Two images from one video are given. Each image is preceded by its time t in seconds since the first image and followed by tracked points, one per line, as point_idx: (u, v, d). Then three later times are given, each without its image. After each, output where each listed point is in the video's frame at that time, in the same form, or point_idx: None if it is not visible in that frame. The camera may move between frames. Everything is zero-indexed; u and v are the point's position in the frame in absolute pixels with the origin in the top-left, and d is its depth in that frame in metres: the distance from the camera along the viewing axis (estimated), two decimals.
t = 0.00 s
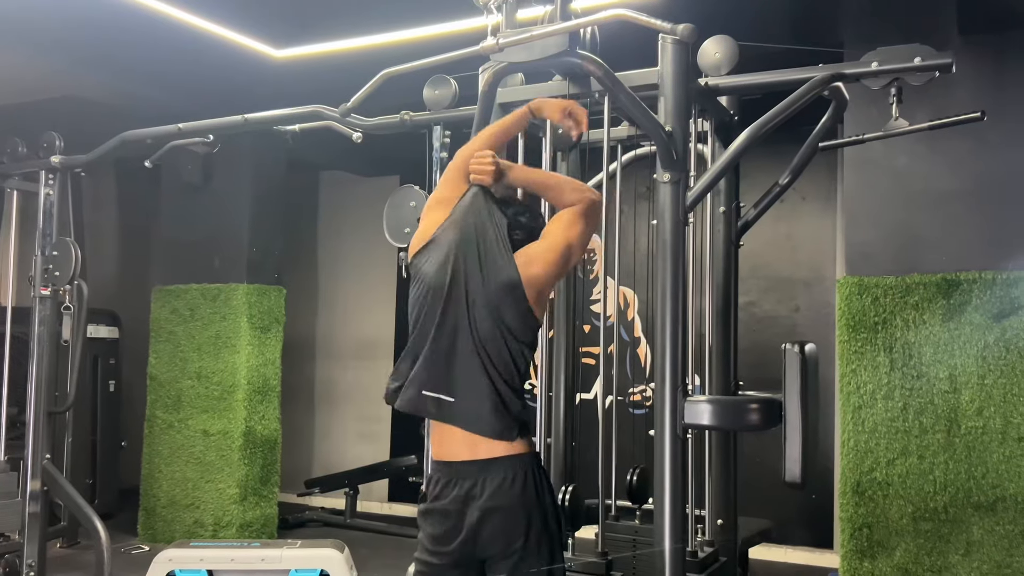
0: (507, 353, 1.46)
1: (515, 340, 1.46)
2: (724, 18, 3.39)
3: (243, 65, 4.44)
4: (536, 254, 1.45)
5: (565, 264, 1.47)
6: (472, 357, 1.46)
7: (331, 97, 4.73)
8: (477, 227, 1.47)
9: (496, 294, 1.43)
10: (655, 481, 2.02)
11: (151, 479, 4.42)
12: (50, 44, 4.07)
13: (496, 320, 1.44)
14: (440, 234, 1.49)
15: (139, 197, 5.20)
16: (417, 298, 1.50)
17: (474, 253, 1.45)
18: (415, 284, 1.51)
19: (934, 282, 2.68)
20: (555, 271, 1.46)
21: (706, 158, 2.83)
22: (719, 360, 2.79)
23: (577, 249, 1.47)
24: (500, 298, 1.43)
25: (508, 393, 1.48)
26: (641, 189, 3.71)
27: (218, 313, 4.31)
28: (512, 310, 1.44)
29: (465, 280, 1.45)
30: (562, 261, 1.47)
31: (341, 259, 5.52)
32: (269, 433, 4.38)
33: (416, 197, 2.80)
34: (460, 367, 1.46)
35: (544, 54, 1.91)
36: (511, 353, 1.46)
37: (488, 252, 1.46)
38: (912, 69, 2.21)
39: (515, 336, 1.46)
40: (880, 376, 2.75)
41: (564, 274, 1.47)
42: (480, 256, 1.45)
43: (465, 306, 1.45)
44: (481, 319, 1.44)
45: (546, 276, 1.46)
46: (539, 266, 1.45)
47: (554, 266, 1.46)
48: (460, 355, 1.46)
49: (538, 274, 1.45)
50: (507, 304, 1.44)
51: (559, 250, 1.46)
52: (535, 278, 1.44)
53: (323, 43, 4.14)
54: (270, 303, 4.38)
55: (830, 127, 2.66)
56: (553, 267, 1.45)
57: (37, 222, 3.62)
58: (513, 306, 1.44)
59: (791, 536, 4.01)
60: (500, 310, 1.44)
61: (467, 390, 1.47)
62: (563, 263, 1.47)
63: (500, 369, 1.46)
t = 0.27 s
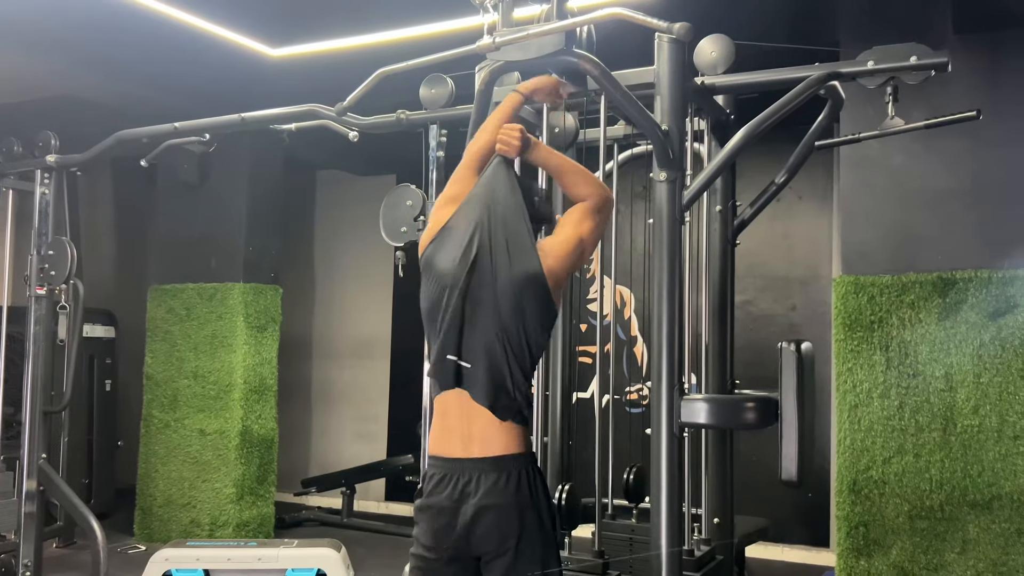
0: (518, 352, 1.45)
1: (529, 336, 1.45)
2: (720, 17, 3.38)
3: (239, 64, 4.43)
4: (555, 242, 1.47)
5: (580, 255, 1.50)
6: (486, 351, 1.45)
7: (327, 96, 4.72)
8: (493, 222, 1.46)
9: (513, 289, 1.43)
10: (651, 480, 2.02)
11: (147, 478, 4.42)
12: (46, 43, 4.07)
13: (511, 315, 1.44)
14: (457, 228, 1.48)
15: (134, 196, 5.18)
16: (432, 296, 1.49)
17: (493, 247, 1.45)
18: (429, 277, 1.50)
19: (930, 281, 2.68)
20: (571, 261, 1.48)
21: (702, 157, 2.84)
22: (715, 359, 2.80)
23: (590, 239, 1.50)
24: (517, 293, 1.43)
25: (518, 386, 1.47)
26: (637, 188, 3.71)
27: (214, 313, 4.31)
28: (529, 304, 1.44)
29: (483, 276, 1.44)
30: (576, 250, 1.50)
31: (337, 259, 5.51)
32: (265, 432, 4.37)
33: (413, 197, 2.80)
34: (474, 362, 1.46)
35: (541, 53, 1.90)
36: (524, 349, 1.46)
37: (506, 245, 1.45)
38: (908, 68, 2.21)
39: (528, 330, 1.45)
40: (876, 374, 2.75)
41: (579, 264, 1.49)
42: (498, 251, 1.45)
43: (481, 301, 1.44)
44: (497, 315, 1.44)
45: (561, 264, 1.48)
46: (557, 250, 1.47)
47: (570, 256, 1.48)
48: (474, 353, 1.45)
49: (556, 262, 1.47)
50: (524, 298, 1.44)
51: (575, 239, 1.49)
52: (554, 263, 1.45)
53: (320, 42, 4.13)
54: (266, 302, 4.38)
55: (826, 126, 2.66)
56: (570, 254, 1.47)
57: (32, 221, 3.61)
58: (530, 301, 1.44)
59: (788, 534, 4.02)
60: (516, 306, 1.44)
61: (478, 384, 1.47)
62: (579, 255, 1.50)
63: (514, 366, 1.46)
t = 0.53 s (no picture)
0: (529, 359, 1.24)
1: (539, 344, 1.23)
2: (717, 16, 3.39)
3: (236, 64, 4.42)
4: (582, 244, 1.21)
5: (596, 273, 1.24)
6: (494, 356, 1.26)
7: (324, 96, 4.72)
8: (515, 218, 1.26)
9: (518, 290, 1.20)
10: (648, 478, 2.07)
11: (144, 478, 4.42)
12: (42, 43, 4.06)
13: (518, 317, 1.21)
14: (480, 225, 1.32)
15: (130, 196, 5.17)
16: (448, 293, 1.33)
17: (502, 244, 1.25)
18: (447, 274, 1.35)
19: (926, 280, 2.70)
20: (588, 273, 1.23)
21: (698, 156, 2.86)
22: (712, 358, 2.81)
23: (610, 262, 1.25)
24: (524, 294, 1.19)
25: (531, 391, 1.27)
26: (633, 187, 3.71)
27: (212, 312, 4.31)
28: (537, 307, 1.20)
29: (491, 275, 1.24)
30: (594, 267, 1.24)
31: (335, 258, 5.51)
32: (262, 432, 4.37)
33: (410, 196, 2.82)
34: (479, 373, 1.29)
35: (536, 53, 1.92)
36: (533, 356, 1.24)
37: (519, 243, 1.24)
38: (903, 68, 2.23)
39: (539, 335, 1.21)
40: (873, 373, 2.75)
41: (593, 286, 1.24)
42: (508, 248, 1.24)
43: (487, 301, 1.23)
44: (499, 319, 1.22)
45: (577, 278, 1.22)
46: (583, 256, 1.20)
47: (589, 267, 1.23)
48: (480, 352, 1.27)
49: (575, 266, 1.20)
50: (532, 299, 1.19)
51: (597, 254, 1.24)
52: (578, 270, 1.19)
53: (317, 41, 4.13)
54: (263, 302, 4.38)
55: (822, 125, 2.66)
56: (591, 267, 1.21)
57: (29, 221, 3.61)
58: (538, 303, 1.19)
59: (785, 532, 4.03)
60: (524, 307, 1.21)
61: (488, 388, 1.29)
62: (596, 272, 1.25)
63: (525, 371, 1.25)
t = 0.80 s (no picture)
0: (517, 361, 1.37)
1: (527, 344, 1.36)
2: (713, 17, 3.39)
3: (233, 64, 4.42)
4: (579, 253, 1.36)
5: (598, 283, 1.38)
6: (487, 354, 1.38)
7: (321, 96, 4.72)
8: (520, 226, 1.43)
9: (510, 289, 1.36)
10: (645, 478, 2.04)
11: (141, 479, 4.41)
12: (38, 43, 4.05)
13: (510, 317, 1.36)
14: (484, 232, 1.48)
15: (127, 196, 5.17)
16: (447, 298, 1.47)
17: (506, 249, 1.40)
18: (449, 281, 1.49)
19: (923, 279, 2.69)
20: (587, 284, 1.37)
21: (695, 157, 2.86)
22: (709, 359, 2.81)
23: (619, 274, 1.38)
24: (515, 296, 1.35)
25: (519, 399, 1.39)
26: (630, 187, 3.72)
27: (209, 313, 4.31)
28: (528, 308, 1.35)
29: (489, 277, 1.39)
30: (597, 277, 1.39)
31: (332, 259, 5.51)
32: (260, 433, 4.37)
33: (407, 197, 2.78)
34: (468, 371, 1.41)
35: (534, 54, 1.92)
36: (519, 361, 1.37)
37: (520, 247, 1.40)
38: (899, 68, 2.22)
39: (529, 338, 1.36)
40: (870, 373, 2.75)
41: (596, 292, 1.37)
42: (508, 252, 1.40)
43: (484, 302, 1.38)
44: (493, 318, 1.37)
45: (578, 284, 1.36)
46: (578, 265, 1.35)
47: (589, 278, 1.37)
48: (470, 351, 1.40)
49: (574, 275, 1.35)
50: (524, 302, 1.35)
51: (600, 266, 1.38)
52: (572, 280, 1.34)
53: (314, 41, 4.13)
54: (260, 302, 4.37)
55: (819, 126, 2.66)
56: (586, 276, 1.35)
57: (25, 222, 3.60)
58: (528, 305, 1.35)
59: (782, 532, 4.04)
60: (514, 308, 1.36)
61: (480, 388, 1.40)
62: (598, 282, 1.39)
63: (513, 377, 1.37)
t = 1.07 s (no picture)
0: (514, 378, 1.15)
1: (521, 367, 1.14)
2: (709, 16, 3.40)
3: (230, 65, 4.42)
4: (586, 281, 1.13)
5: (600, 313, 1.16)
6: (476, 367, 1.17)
7: (318, 98, 4.72)
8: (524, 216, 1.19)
9: (504, 319, 1.11)
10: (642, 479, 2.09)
11: (139, 480, 4.41)
12: (35, 44, 4.05)
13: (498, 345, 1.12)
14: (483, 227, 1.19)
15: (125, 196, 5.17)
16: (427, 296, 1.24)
17: (506, 256, 1.14)
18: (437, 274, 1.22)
19: (919, 280, 2.70)
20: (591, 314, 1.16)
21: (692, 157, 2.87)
22: (706, 359, 2.82)
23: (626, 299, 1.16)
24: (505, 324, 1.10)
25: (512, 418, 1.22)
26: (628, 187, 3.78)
27: (206, 313, 4.31)
28: (518, 343, 1.12)
29: (479, 294, 1.13)
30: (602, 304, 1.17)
31: (330, 260, 5.51)
32: (257, 434, 4.37)
33: (405, 198, 2.81)
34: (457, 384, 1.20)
35: (531, 55, 1.93)
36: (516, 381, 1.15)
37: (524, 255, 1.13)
38: (895, 69, 2.23)
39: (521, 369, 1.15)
40: (866, 373, 2.76)
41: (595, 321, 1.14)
42: (507, 266, 1.13)
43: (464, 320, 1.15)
44: (473, 349, 1.16)
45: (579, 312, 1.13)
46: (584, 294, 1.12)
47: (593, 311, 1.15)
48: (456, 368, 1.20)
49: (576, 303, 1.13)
50: (514, 331, 1.11)
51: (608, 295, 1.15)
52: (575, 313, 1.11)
53: (311, 42, 4.13)
54: (258, 303, 4.37)
55: (815, 127, 2.67)
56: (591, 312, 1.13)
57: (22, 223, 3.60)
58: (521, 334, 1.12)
59: (778, 533, 4.06)
60: (505, 339, 1.12)
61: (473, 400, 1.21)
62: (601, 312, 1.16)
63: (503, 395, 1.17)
